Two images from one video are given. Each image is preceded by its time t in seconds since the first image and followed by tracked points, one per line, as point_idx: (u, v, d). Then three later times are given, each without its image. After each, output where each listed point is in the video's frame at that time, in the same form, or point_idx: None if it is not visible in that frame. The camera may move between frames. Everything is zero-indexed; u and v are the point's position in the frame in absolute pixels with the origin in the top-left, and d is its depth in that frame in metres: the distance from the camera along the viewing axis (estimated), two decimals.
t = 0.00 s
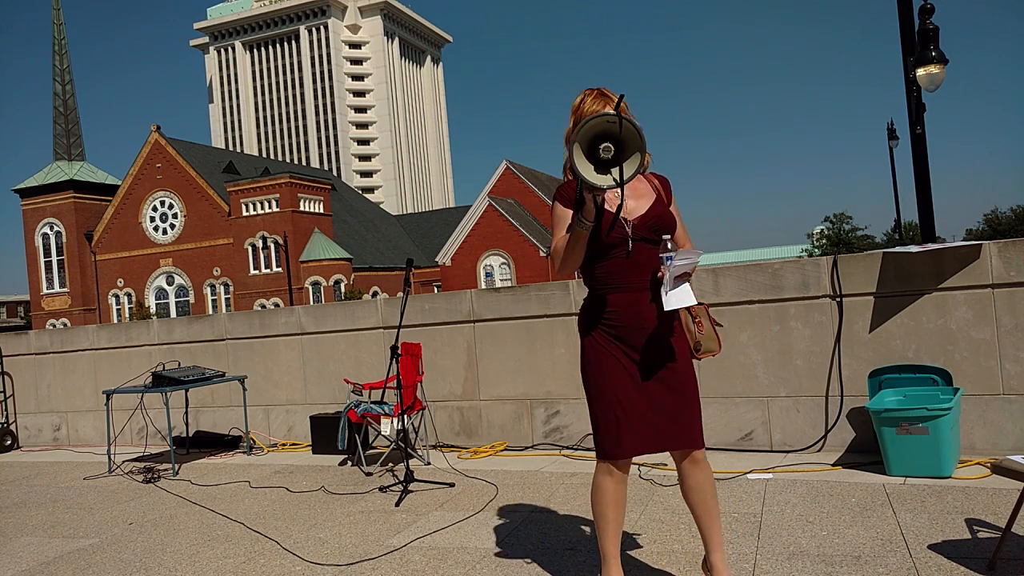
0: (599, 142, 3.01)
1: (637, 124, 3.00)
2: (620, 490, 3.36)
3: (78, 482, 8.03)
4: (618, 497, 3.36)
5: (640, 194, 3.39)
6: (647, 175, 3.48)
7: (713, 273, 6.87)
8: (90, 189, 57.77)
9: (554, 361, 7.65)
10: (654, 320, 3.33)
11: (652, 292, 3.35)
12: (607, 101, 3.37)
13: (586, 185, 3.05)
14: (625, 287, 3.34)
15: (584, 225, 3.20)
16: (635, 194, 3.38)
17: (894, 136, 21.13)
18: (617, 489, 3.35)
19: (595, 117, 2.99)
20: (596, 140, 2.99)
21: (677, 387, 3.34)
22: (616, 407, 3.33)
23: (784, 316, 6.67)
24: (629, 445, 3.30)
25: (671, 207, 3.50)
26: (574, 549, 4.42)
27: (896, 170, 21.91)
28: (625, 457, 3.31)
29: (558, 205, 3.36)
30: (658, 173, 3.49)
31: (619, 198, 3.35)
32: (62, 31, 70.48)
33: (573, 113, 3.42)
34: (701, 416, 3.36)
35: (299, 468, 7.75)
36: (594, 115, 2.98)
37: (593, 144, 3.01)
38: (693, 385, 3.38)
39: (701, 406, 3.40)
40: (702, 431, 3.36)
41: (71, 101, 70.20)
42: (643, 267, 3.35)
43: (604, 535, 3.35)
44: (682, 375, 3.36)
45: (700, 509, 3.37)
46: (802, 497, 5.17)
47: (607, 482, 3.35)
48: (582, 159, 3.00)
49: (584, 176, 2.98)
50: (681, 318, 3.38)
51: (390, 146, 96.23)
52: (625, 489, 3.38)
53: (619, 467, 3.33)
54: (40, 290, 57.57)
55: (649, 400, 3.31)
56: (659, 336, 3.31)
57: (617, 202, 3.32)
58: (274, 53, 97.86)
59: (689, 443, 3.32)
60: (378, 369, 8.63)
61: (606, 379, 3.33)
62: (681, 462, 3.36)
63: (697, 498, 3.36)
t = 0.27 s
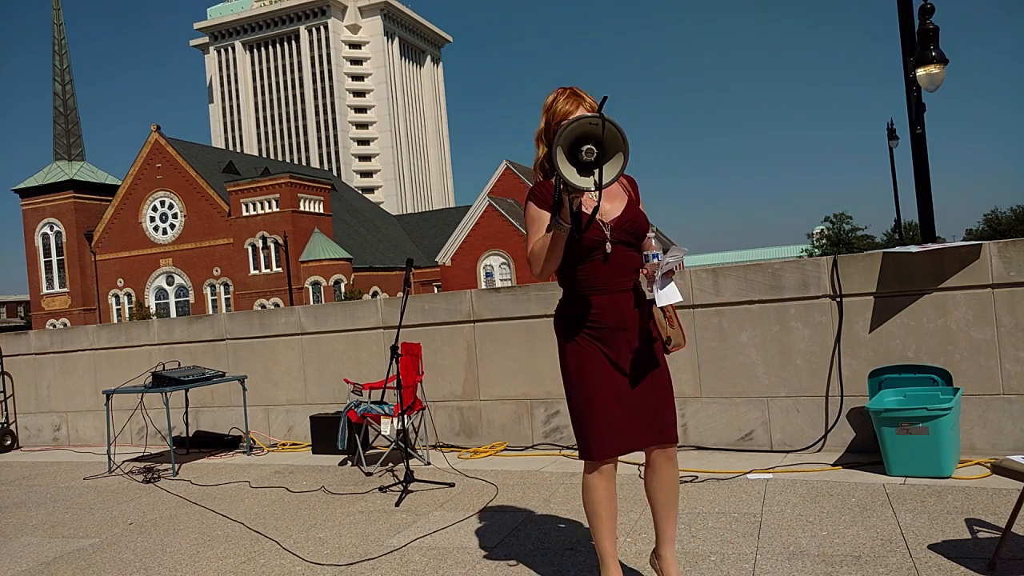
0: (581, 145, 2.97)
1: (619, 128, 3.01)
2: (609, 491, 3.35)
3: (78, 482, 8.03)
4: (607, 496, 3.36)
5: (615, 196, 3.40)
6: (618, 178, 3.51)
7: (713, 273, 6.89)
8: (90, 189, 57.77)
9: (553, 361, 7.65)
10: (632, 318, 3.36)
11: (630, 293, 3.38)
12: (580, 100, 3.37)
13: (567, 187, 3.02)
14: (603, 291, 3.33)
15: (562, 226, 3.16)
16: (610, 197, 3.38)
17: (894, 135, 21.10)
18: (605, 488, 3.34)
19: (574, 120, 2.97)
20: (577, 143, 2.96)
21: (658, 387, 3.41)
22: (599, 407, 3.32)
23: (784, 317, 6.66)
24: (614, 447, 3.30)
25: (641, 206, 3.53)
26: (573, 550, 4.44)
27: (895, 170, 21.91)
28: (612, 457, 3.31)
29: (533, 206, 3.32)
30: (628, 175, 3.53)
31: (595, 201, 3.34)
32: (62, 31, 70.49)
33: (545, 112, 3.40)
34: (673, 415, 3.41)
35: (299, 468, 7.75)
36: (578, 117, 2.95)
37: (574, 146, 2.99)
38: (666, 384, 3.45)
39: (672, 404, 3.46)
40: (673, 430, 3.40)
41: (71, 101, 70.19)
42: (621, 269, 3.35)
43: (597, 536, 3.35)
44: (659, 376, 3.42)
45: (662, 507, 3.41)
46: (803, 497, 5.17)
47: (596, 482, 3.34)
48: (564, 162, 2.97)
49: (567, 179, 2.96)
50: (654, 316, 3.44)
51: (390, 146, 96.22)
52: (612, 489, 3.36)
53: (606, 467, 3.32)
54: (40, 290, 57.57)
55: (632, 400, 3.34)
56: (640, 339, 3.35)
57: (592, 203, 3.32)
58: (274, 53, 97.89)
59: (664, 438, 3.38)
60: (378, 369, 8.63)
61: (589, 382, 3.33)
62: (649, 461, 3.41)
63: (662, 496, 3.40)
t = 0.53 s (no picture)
0: (552, 151, 3.01)
1: (588, 132, 3.04)
2: (605, 490, 3.39)
3: (78, 482, 8.03)
4: (603, 498, 3.39)
5: (597, 199, 3.47)
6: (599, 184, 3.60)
7: (713, 273, 6.89)
8: (89, 189, 57.75)
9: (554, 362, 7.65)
10: (619, 318, 3.42)
11: (615, 296, 3.43)
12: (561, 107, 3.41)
13: (542, 194, 3.06)
14: (590, 292, 3.37)
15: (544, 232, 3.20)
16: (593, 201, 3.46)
17: (894, 135, 21.09)
18: (602, 488, 3.38)
19: (547, 127, 3.01)
20: (549, 151, 3.00)
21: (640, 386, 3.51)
22: (591, 407, 3.38)
23: (784, 317, 6.66)
24: (608, 444, 3.36)
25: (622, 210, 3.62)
26: (573, 550, 4.43)
27: (896, 170, 21.93)
28: (607, 455, 3.37)
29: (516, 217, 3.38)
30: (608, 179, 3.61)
31: (577, 204, 3.40)
32: (62, 31, 70.52)
33: (526, 120, 3.42)
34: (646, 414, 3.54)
35: (299, 468, 7.75)
36: (547, 126, 3.00)
37: (547, 153, 3.02)
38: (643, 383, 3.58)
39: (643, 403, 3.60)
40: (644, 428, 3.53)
41: (71, 101, 70.23)
42: (607, 271, 3.41)
43: (598, 539, 3.35)
44: (641, 376, 3.52)
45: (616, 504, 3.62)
46: (803, 498, 5.17)
47: (594, 484, 3.38)
48: (537, 167, 3.01)
49: (538, 183, 2.99)
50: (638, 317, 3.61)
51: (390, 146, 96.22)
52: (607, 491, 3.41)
53: (604, 466, 3.38)
54: (40, 290, 57.59)
55: (617, 397, 3.42)
56: (627, 340, 3.44)
57: (576, 206, 3.36)
58: (274, 53, 97.89)
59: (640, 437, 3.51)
60: (378, 369, 8.63)
61: (581, 383, 3.36)
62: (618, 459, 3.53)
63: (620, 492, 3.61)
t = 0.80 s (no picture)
0: (522, 171, 3.21)
1: (555, 150, 3.20)
2: (597, 487, 3.41)
3: (78, 482, 8.03)
4: (596, 495, 3.42)
5: (580, 210, 3.51)
6: (588, 196, 3.62)
7: (713, 273, 6.90)
8: (90, 189, 57.78)
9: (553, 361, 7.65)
10: (596, 325, 3.43)
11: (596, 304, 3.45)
12: (551, 121, 3.50)
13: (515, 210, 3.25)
14: (569, 300, 3.42)
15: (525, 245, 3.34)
16: (577, 212, 3.49)
17: (894, 135, 21.11)
18: (593, 488, 3.40)
19: (517, 147, 3.21)
20: (520, 169, 3.20)
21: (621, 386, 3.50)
22: (576, 411, 3.40)
23: (784, 317, 6.66)
24: (594, 444, 3.38)
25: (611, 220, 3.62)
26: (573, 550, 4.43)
27: (895, 170, 21.97)
28: (593, 452, 3.39)
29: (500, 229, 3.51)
30: (597, 189, 3.65)
31: (561, 214, 3.45)
32: (62, 31, 70.50)
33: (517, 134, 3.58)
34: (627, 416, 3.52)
35: (299, 468, 7.75)
36: (514, 146, 3.18)
37: (519, 171, 3.22)
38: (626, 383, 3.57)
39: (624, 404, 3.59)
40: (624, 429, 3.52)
41: (71, 101, 70.20)
42: (587, 280, 3.44)
43: (592, 539, 3.36)
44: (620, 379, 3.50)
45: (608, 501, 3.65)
46: (803, 497, 5.17)
47: (584, 483, 3.40)
48: (508, 183, 3.20)
49: (506, 199, 3.18)
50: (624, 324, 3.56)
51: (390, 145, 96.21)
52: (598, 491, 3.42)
53: (595, 463, 3.39)
54: (40, 290, 57.61)
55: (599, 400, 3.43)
56: (602, 340, 3.43)
57: (558, 219, 3.43)
58: (274, 53, 97.83)
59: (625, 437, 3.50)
60: (378, 369, 8.63)
61: (563, 385, 3.41)
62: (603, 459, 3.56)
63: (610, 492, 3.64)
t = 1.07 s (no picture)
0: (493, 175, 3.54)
1: (519, 158, 3.50)
2: (564, 478, 3.57)
3: (78, 482, 8.03)
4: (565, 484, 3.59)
5: (564, 210, 3.65)
6: (578, 196, 3.75)
7: (713, 273, 6.89)
8: (89, 189, 57.78)
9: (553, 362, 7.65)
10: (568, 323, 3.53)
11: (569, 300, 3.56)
12: (540, 124, 3.66)
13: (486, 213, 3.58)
14: (548, 295, 3.58)
15: (508, 242, 3.60)
16: (561, 210, 3.65)
17: (894, 135, 21.10)
18: (558, 478, 3.56)
19: (487, 155, 3.55)
20: (489, 175, 3.54)
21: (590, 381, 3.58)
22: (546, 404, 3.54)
23: (784, 317, 6.66)
24: (560, 437, 3.51)
25: (598, 220, 3.75)
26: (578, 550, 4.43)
27: (895, 169, 21.95)
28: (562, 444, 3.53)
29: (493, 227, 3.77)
30: (587, 188, 3.76)
31: (545, 213, 3.64)
32: (62, 31, 70.49)
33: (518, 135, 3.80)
34: (603, 412, 3.60)
35: (299, 468, 7.75)
36: (482, 155, 3.54)
37: (489, 178, 3.56)
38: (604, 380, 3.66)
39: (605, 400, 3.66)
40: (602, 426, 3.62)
41: (71, 101, 70.18)
42: (564, 279, 3.58)
43: (555, 527, 3.54)
44: (593, 375, 3.59)
45: (587, 492, 3.69)
46: (803, 497, 5.17)
47: (552, 476, 3.56)
48: (479, 189, 3.55)
49: (476, 204, 3.53)
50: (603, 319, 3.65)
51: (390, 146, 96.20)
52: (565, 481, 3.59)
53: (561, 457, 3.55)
54: (40, 290, 57.55)
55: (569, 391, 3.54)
56: (574, 334, 3.53)
57: (542, 217, 3.62)
58: (274, 53, 97.80)
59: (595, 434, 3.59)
60: (378, 369, 8.63)
61: (535, 378, 3.56)
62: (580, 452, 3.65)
63: (592, 485, 3.71)
